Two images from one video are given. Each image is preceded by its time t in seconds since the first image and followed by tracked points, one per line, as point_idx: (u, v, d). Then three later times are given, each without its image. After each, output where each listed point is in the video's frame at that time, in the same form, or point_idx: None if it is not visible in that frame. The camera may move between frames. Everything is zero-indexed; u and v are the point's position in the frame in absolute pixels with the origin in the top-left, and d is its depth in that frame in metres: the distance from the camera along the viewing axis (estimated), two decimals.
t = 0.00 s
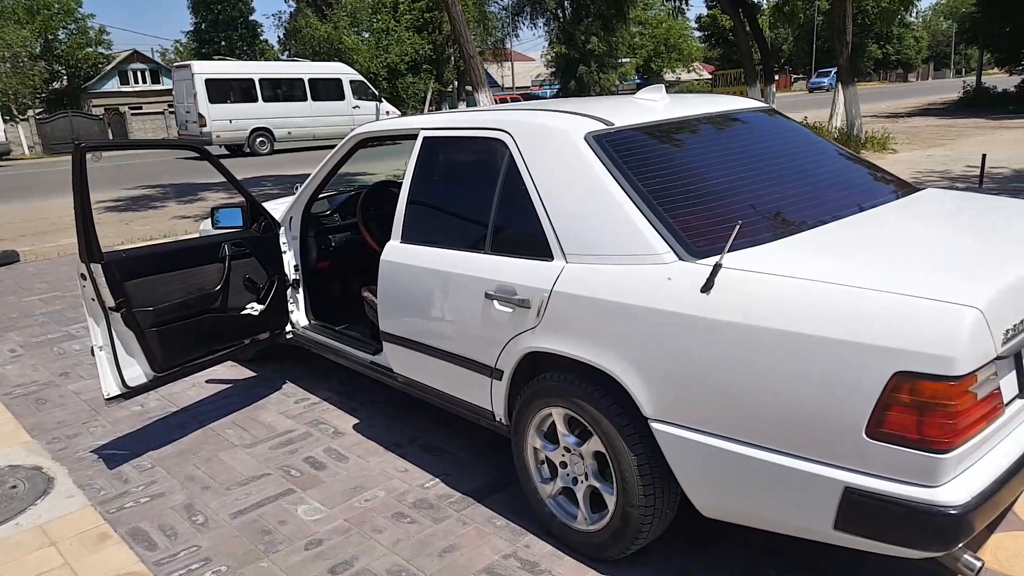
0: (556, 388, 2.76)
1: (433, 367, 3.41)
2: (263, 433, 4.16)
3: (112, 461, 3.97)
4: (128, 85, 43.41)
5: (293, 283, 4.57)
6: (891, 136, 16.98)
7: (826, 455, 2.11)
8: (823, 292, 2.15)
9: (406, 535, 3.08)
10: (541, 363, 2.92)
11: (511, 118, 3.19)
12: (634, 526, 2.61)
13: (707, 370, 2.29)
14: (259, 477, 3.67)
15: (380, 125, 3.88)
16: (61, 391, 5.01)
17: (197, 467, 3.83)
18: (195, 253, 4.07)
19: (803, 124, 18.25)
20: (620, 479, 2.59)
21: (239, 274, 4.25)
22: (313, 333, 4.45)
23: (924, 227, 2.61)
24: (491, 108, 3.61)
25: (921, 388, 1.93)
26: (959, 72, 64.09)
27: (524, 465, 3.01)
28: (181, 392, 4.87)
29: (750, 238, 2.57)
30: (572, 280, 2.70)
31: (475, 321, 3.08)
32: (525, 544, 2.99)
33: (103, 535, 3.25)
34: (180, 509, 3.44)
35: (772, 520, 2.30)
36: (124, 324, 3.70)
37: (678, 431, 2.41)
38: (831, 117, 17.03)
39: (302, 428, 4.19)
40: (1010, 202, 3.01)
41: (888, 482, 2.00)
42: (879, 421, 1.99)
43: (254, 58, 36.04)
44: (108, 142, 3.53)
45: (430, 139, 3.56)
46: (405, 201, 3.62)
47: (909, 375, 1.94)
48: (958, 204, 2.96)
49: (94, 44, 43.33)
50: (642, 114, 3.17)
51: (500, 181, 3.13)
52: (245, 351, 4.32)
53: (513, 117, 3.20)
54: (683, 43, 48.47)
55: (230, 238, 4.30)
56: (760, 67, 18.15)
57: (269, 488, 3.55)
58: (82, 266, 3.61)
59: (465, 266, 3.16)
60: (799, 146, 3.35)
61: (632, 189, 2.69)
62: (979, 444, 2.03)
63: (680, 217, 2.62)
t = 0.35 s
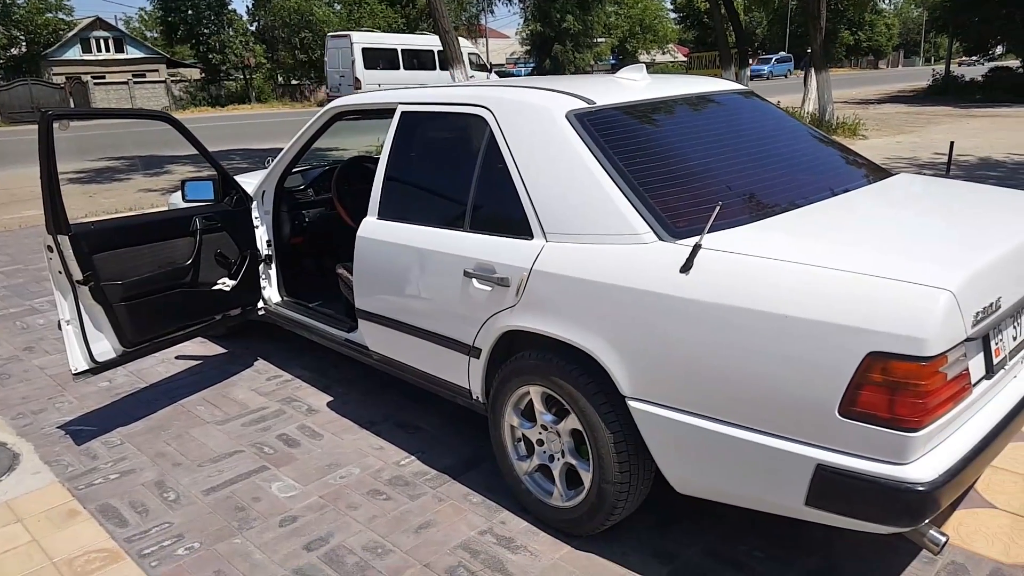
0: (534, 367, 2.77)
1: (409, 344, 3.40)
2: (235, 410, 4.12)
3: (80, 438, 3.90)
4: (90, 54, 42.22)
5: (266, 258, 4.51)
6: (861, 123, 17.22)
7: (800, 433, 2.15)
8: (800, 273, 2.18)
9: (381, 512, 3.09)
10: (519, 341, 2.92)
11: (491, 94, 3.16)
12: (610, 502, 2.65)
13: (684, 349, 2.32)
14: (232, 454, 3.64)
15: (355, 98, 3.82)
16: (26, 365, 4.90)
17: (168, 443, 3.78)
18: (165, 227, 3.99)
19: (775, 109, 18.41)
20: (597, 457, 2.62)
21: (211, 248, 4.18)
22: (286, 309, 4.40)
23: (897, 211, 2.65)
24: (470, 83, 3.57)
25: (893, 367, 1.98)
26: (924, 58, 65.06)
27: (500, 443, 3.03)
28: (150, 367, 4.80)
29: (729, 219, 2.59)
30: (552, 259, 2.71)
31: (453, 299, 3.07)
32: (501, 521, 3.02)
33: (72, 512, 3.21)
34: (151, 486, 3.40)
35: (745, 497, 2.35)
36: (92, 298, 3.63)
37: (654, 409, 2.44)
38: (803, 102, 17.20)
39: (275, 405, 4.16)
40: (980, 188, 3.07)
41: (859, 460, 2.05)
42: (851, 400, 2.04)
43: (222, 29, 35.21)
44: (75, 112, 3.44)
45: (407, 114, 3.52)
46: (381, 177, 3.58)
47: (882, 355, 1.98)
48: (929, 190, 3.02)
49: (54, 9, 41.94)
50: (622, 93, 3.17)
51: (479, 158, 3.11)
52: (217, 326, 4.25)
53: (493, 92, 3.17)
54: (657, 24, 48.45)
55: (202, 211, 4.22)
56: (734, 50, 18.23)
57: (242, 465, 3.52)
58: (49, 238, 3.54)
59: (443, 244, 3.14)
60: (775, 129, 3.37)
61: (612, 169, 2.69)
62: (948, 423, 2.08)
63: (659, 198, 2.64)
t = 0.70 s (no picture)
0: (511, 352, 2.78)
1: (384, 331, 3.38)
2: (209, 397, 4.08)
3: (51, 426, 3.84)
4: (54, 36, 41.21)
5: (238, 245, 4.45)
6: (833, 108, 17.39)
7: (773, 415, 2.18)
8: (774, 257, 2.20)
9: (359, 498, 3.08)
10: (496, 326, 2.92)
11: (466, 78, 3.14)
12: (587, 486, 2.67)
13: (660, 334, 2.33)
14: (207, 441, 3.61)
15: (328, 83, 3.78)
16: None
17: (142, 431, 3.74)
18: (138, 213, 3.92)
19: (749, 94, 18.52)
20: (574, 442, 2.64)
21: (183, 235, 4.13)
22: (260, 296, 4.35)
23: (868, 196, 2.68)
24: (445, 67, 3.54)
25: (866, 351, 2.01)
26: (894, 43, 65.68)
27: (477, 428, 3.03)
28: (122, 355, 4.73)
29: (704, 204, 2.60)
30: (528, 244, 2.70)
31: (429, 285, 3.06)
32: (478, 505, 3.03)
33: (45, 501, 3.17)
34: (125, 474, 3.36)
35: (719, 479, 2.38)
36: (63, 284, 3.56)
37: (630, 393, 2.46)
38: (776, 87, 17.32)
39: (250, 392, 4.13)
40: (950, 173, 3.12)
41: (831, 442, 2.09)
42: (825, 383, 2.07)
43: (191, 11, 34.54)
44: (44, 95, 3.36)
45: (382, 98, 3.48)
46: (355, 162, 3.54)
47: (855, 338, 2.01)
48: (899, 174, 3.06)
49: None
50: (597, 78, 3.16)
51: (454, 143, 3.09)
52: (190, 313, 4.20)
53: (468, 76, 3.15)
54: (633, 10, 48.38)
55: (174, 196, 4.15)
56: (708, 35, 18.26)
57: (218, 453, 3.49)
58: (19, 224, 3.46)
59: (419, 229, 3.12)
60: (748, 114, 3.39)
61: (588, 154, 2.68)
62: (919, 405, 2.12)
63: (635, 183, 2.64)
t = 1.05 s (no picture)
0: (498, 346, 2.79)
1: (372, 324, 3.38)
2: (196, 389, 4.07)
3: (37, 418, 3.82)
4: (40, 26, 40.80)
5: (226, 237, 4.44)
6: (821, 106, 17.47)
7: (757, 409, 2.20)
8: (759, 253, 2.22)
9: (346, 490, 3.09)
10: (483, 320, 2.93)
11: (454, 72, 3.14)
12: (572, 479, 2.68)
13: (647, 328, 2.35)
14: (194, 433, 3.60)
15: (316, 76, 3.77)
16: None
17: (128, 423, 3.73)
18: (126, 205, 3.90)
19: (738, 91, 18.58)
20: (560, 435, 2.65)
21: (171, 227, 4.10)
22: (247, 289, 4.34)
23: (852, 192, 2.71)
24: (433, 60, 3.54)
25: (851, 346, 2.03)
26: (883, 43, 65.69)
27: (464, 421, 3.05)
28: (109, 347, 4.71)
29: (691, 199, 2.62)
30: (516, 238, 2.71)
31: (416, 278, 3.07)
32: (464, 498, 3.04)
33: (31, 492, 3.16)
34: (112, 465, 3.35)
35: (703, 472, 2.40)
36: (50, 276, 3.55)
37: (616, 387, 2.48)
38: (765, 84, 17.39)
39: (236, 384, 4.12)
40: (936, 170, 3.14)
41: (814, 435, 2.11)
42: (810, 377, 2.09)
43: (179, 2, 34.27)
44: (32, 85, 3.35)
45: (370, 91, 3.47)
46: (343, 155, 3.53)
47: (839, 333, 2.03)
48: (884, 171, 3.08)
49: None
50: (586, 73, 3.17)
51: (443, 137, 3.09)
52: (176, 306, 4.18)
53: (457, 70, 3.15)
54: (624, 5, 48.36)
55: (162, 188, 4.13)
56: (698, 30, 18.27)
57: (205, 445, 3.49)
58: (6, 216, 3.45)
59: (407, 223, 3.12)
60: (736, 110, 3.41)
61: (576, 149, 2.69)
62: (902, 400, 2.15)
63: (623, 178, 2.65)
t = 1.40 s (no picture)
0: (493, 341, 2.79)
1: (366, 320, 3.38)
2: (190, 384, 4.06)
3: (31, 413, 3.81)
4: (34, 20, 40.63)
5: (220, 232, 4.43)
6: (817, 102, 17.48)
7: (751, 405, 2.20)
8: (753, 249, 2.22)
9: (340, 486, 3.09)
10: (478, 315, 2.93)
11: (449, 67, 3.13)
12: (566, 475, 2.68)
13: (641, 324, 2.35)
14: (188, 428, 3.59)
15: (310, 70, 3.76)
16: None
17: (122, 418, 3.72)
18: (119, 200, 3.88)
19: (734, 87, 18.57)
20: (554, 430, 2.65)
21: (165, 222, 4.10)
22: (242, 284, 4.33)
23: (848, 189, 2.71)
24: (428, 55, 3.52)
25: (844, 342, 2.03)
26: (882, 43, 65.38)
27: (458, 417, 3.04)
28: (103, 342, 4.70)
29: (686, 195, 2.62)
30: (510, 234, 2.71)
31: (411, 273, 3.06)
32: (459, 494, 3.04)
33: (25, 487, 3.15)
34: (106, 460, 3.34)
35: (697, 468, 2.40)
36: (44, 271, 3.52)
37: (610, 383, 2.48)
38: (760, 81, 17.35)
39: (231, 379, 4.11)
40: (931, 167, 3.15)
41: (808, 431, 2.11)
42: (803, 373, 2.09)
43: None
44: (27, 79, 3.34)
45: (365, 87, 3.46)
46: (337, 150, 3.52)
47: (833, 329, 2.03)
48: (879, 168, 3.08)
49: None
50: (581, 68, 3.16)
51: (437, 132, 3.09)
52: (170, 301, 4.17)
53: (451, 65, 3.14)
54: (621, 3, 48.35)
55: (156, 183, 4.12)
56: (694, 27, 18.26)
57: (199, 440, 3.48)
58: None
59: (402, 218, 3.12)
60: (730, 105, 3.41)
61: (571, 144, 2.69)
62: (896, 396, 2.15)
63: (618, 174, 2.65)
